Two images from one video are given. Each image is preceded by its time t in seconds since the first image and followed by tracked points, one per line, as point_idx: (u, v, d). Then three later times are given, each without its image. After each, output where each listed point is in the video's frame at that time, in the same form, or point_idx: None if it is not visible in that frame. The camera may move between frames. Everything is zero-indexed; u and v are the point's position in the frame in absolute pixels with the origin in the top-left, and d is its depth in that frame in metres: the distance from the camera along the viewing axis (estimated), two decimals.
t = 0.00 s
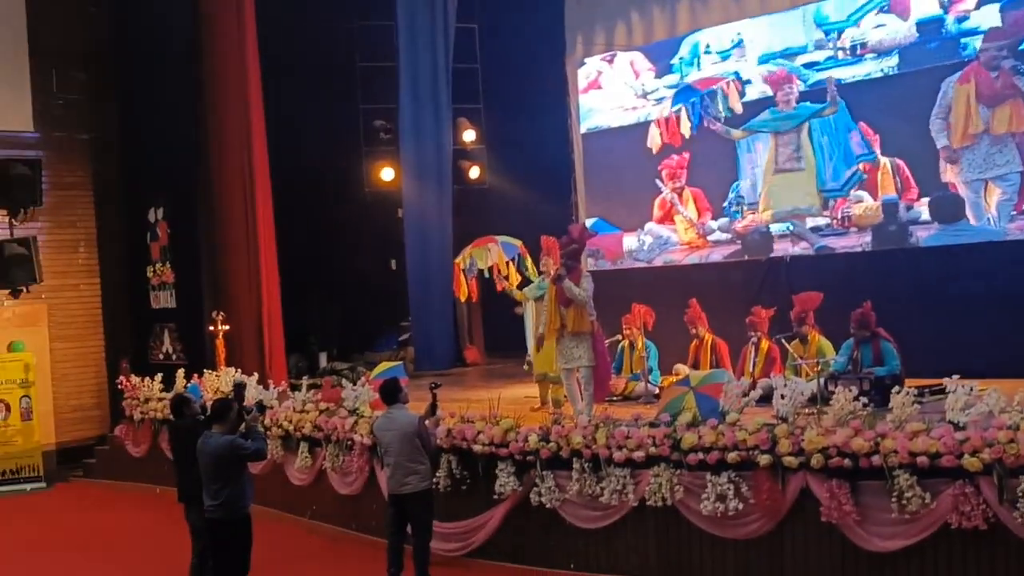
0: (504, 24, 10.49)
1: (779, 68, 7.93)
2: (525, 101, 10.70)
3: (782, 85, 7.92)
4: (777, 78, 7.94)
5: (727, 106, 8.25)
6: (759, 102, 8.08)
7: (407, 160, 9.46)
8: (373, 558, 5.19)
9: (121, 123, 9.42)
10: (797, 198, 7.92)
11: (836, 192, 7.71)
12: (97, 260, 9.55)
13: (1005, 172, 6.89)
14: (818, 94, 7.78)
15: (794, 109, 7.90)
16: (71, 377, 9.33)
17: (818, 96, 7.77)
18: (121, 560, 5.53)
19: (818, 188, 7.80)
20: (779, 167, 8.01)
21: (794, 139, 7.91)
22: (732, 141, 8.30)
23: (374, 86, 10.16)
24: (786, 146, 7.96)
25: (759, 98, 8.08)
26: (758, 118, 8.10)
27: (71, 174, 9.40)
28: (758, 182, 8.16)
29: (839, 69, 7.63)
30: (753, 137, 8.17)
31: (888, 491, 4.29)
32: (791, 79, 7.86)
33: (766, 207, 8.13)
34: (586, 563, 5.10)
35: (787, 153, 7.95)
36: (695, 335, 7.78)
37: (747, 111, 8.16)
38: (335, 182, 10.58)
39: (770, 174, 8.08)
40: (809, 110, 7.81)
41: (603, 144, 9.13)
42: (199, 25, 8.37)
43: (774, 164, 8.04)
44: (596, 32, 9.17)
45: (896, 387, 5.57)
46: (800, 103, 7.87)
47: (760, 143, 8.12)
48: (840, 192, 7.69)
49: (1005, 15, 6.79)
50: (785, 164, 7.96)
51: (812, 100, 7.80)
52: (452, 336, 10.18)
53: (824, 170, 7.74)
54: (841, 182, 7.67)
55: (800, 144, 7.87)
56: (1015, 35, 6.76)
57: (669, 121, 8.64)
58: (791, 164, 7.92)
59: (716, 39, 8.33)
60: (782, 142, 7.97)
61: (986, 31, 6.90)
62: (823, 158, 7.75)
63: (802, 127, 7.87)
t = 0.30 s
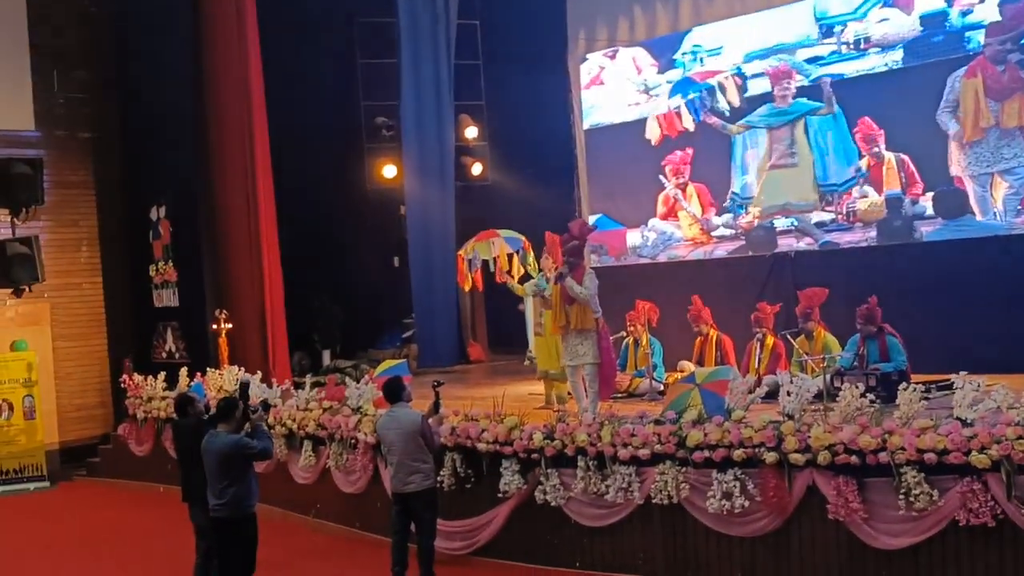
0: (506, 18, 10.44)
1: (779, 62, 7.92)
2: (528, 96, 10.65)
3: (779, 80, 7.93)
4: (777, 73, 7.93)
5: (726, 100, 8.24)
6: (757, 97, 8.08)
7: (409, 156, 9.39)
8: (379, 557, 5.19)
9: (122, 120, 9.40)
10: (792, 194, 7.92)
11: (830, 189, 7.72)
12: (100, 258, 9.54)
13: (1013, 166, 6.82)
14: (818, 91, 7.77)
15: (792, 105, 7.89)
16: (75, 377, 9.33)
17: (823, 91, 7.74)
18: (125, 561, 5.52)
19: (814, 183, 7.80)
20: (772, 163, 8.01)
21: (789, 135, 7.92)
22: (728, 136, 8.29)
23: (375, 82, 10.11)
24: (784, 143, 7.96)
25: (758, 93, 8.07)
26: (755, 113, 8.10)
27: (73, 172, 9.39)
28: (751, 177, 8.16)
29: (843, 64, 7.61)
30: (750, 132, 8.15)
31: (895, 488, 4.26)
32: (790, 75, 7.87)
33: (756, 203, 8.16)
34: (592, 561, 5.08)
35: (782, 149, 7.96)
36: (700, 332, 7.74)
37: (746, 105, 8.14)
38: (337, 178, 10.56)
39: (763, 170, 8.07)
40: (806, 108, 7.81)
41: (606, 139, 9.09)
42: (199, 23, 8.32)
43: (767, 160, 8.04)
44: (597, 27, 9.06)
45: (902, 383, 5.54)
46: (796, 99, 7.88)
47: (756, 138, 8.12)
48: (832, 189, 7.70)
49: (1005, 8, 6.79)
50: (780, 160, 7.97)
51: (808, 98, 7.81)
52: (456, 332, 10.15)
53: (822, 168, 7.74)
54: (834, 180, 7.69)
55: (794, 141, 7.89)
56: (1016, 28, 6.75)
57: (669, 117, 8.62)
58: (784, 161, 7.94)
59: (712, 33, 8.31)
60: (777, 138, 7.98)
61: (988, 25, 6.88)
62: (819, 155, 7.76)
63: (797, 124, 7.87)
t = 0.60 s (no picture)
0: (503, 18, 10.45)
1: (768, 61, 7.96)
2: (525, 96, 10.64)
3: (765, 80, 7.98)
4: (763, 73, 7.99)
5: (712, 99, 8.30)
6: (743, 97, 8.14)
7: (408, 160, 9.38)
8: (383, 560, 5.19)
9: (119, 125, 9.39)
10: (773, 194, 8.01)
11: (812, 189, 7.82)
12: (99, 264, 9.53)
13: (1013, 160, 6.82)
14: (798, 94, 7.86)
15: (775, 105, 7.97)
16: (75, 383, 9.32)
17: (821, 88, 7.72)
18: (128, 567, 5.52)
19: (797, 182, 7.88)
20: (753, 162, 8.10)
21: (769, 134, 8.01)
22: (712, 134, 8.36)
23: (373, 83, 10.09)
24: (773, 140, 7.99)
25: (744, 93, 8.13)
26: (739, 113, 8.17)
27: (72, 178, 9.37)
28: (738, 177, 8.22)
29: (841, 61, 7.60)
30: (733, 132, 8.23)
31: (899, 484, 4.26)
32: (778, 75, 7.92)
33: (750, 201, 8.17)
34: (596, 561, 5.07)
35: (763, 149, 8.05)
36: (701, 331, 7.73)
37: (731, 105, 8.20)
38: (336, 181, 10.56)
39: (747, 169, 8.16)
40: (786, 109, 7.91)
41: (604, 138, 9.08)
42: (196, 27, 8.31)
43: (750, 159, 8.13)
44: (593, 26, 9.04)
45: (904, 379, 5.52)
46: (780, 100, 7.95)
47: (739, 138, 8.21)
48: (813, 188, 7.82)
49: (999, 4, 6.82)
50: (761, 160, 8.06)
51: (792, 100, 7.89)
52: (457, 332, 10.13)
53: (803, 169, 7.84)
54: (814, 180, 7.79)
55: (776, 140, 7.97)
56: (1011, 24, 6.78)
57: (657, 117, 8.69)
58: (764, 160, 8.03)
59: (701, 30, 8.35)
60: (758, 138, 8.07)
61: (984, 21, 6.90)
62: (800, 155, 7.84)
63: (779, 124, 7.97)
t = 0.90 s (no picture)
0: (502, 15, 10.47)
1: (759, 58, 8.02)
2: (524, 92, 10.64)
3: (755, 79, 8.08)
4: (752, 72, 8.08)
5: (702, 96, 8.40)
6: (732, 94, 8.23)
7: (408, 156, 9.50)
8: (385, 556, 5.19)
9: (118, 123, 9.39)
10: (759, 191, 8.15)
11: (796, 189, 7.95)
12: (99, 262, 9.53)
13: (1015, 154, 6.83)
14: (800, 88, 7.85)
15: (762, 104, 8.07)
16: (75, 381, 9.32)
17: (821, 83, 7.73)
18: (128, 563, 5.52)
19: (780, 180, 8.02)
20: (740, 160, 8.22)
21: (755, 132, 8.13)
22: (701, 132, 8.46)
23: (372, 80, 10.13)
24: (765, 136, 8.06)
25: (732, 91, 8.22)
26: (727, 111, 8.27)
27: (71, 175, 9.37)
28: (725, 173, 8.35)
29: (843, 55, 7.59)
30: (722, 129, 8.33)
31: (899, 477, 4.26)
32: (767, 75, 8.01)
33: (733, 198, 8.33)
34: (597, 556, 5.08)
35: (751, 146, 8.15)
36: (700, 326, 7.73)
37: (719, 103, 8.31)
38: (335, 177, 10.55)
39: (734, 167, 8.28)
40: (771, 108, 8.01)
41: (604, 134, 9.08)
42: (194, 25, 8.30)
43: (737, 156, 8.24)
44: (592, 21, 9.06)
45: (905, 372, 5.51)
46: (768, 98, 8.04)
47: (727, 136, 8.31)
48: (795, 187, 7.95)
49: None
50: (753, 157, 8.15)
51: (778, 99, 7.98)
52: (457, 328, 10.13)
53: (789, 167, 7.97)
54: (800, 178, 7.92)
55: (761, 139, 8.09)
56: (1011, 19, 6.77)
57: (646, 114, 8.77)
58: (749, 158, 8.17)
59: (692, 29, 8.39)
60: (744, 136, 8.19)
61: (984, 16, 6.90)
62: (783, 154, 7.97)
63: (766, 122, 8.07)
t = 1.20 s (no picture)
0: (499, 12, 10.47)
1: (744, 56, 8.09)
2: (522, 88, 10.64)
3: (744, 77, 8.10)
4: (743, 69, 8.10)
5: (696, 93, 8.41)
6: (724, 92, 8.25)
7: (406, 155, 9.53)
8: (385, 553, 5.20)
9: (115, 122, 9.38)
10: (747, 187, 8.19)
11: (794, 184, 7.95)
12: (97, 259, 9.53)
13: (1015, 149, 6.85)
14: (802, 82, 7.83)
15: (753, 100, 8.09)
16: (75, 379, 9.33)
17: (819, 78, 7.73)
18: (129, 561, 5.53)
19: (769, 177, 8.07)
20: (733, 157, 8.23)
21: (749, 128, 8.15)
22: (694, 128, 8.47)
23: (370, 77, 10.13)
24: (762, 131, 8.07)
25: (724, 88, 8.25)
26: (720, 108, 8.27)
27: (69, 174, 9.38)
28: (716, 171, 8.37)
29: (843, 51, 7.59)
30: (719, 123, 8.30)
31: (898, 471, 4.26)
32: (757, 71, 8.04)
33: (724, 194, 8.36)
34: (597, 552, 5.08)
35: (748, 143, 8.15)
36: (699, 321, 7.74)
37: (714, 100, 8.30)
38: (334, 175, 10.55)
39: (728, 163, 8.28)
40: (763, 104, 8.04)
41: (602, 130, 9.07)
42: (193, 23, 8.30)
43: (731, 154, 8.24)
44: (590, 17, 9.06)
45: (904, 365, 5.51)
46: (760, 95, 8.06)
47: (719, 131, 8.31)
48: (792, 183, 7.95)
49: None
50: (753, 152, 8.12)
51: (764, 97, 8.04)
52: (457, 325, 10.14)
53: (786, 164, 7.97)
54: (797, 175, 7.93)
55: (753, 135, 8.12)
56: (1010, 15, 6.79)
57: (636, 113, 8.81)
58: (740, 155, 8.18)
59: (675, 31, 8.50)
60: (738, 133, 8.20)
61: (983, 13, 6.92)
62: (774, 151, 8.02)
63: (757, 119, 8.10)
